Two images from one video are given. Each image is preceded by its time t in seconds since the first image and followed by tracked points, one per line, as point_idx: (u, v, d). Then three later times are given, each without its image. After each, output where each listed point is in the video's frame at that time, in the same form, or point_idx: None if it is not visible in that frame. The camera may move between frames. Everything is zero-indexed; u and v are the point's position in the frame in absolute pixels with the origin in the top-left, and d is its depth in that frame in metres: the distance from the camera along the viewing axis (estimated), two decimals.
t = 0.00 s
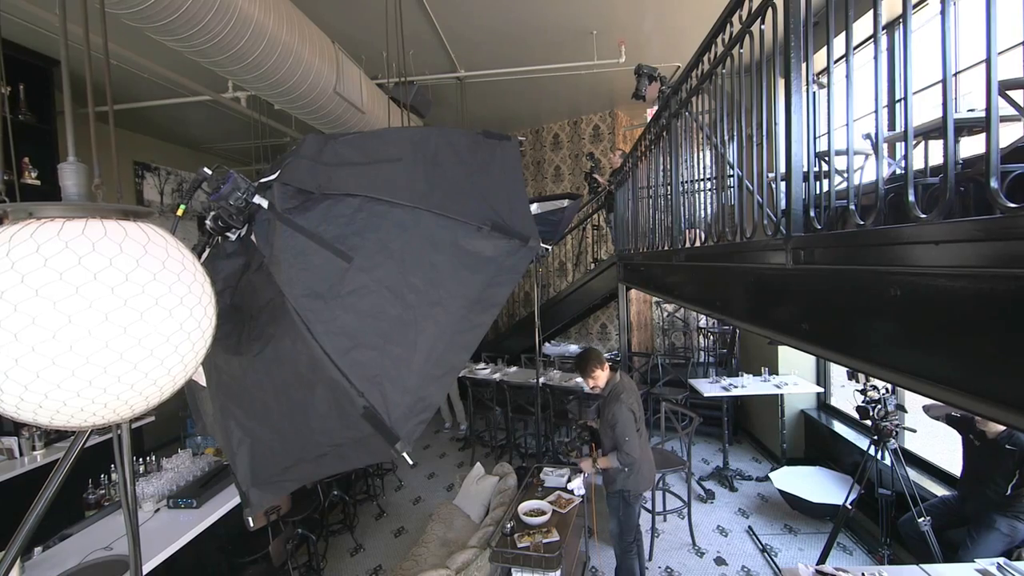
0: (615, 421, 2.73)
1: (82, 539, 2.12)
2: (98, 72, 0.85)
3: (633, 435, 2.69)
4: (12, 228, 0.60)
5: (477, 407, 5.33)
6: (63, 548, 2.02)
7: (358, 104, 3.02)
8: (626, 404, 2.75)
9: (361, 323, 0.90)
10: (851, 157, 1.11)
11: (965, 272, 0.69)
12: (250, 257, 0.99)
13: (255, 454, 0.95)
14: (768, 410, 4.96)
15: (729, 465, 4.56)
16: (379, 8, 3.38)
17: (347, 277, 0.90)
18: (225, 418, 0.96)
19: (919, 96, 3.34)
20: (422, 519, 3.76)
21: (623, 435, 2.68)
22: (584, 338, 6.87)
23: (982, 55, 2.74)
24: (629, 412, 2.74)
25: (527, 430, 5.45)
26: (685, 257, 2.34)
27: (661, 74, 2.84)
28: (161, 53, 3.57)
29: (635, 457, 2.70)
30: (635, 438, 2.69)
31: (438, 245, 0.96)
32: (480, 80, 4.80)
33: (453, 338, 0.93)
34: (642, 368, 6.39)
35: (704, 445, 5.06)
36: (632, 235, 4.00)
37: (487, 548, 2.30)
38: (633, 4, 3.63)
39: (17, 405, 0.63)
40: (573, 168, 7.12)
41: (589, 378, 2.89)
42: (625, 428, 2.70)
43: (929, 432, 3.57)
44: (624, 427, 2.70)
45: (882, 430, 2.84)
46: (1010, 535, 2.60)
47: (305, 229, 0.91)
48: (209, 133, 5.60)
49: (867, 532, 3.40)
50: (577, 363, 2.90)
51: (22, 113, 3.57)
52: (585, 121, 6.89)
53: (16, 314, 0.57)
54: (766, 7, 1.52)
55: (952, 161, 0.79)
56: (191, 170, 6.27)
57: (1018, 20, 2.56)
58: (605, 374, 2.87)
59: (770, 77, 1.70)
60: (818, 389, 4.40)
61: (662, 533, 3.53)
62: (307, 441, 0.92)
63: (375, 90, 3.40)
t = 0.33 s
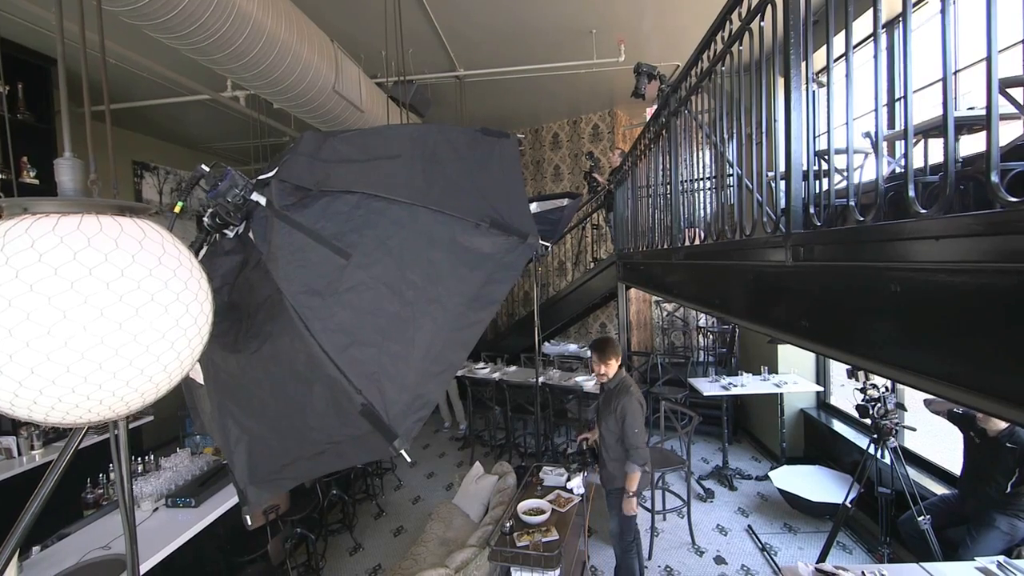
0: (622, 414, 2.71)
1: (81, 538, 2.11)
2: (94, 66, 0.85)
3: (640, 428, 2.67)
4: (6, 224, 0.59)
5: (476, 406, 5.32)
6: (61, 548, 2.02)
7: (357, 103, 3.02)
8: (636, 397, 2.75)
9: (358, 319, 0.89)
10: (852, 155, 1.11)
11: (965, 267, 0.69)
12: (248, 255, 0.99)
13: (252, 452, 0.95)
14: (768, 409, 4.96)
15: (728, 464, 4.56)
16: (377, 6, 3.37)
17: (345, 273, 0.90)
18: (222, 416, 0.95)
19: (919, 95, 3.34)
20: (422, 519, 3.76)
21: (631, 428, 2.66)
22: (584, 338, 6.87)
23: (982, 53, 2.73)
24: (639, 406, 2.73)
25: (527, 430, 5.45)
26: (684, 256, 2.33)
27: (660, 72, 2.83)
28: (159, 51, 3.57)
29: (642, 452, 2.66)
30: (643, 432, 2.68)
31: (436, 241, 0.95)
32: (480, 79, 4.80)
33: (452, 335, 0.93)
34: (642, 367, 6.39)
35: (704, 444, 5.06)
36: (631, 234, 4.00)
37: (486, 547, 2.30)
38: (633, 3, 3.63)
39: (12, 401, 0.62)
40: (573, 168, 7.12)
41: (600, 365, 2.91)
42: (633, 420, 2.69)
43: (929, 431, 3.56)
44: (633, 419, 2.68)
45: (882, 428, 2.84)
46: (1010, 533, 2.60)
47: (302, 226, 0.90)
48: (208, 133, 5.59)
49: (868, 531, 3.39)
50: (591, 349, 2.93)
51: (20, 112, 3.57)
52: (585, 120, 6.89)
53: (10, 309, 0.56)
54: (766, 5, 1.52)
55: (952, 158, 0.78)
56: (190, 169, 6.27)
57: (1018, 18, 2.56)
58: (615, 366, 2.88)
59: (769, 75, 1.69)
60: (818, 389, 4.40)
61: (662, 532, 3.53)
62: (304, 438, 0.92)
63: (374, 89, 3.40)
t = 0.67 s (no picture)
0: (625, 413, 2.71)
1: (78, 536, 2.11)
2: (88, 57, 0.84)
3: (643, 427, 2.68)
4: None
5: (476, 405, 5.32)
6: (59, 545, 2.01)
7: (355, 100, 3.01)
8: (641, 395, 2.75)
9: (356, 312, 0.88)
10: (851, 154, 1.10)
11: (967, 257, 0.69)
12: (244, 248, 0.98)
13: (248, 447, 0.94)
14: (768, 407, 4.95)
15: (728, 463, 4.56)
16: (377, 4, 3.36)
17: (342, 266, 0.89)
18: (217, 410, 0.95)
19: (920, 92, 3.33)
20: (421, 518, 3.75)
21: (638, 423, 2.67)
22: (583, 336, 6.86)
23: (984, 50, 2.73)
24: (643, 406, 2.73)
25: (526, 429, 5.44)
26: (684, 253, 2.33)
27: (660, 68, 2.82)
28: (157, 48, 3.56)
29: (644, 451, 2.66)
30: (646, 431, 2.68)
31: (434, 234, 0.94)
32: (479, 77, 4.79)
33: (450, 328, 0.92)
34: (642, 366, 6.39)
35: (704, 443, 5.05)
36: (631, 231, 3.99)
37: (486, 544, 2.29)
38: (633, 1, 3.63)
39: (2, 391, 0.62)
40: (573, 166, 7.12)
41: (603, 359, 2.91)
42: (637, 419, 2.68)
43: (930, 430, 3.56)
44: (636, 417, 2.69)
45: (882, 426, 2.82)
46: (1010, 531, 2.60)
47: (299, 219, 0.90)
48: (207, 131, 5.59)
49: (868, 529, 3.39)
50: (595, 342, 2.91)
51: (18, 110, 3.56)
52: (584, 119, 6.89)
53: None
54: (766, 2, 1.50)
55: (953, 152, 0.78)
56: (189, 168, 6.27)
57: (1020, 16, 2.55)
58: (617, 363, 2.88)
59: (770, 73, 1.68)
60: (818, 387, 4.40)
61: (662, 531, 3.52)
62: (301, 432, 0.91)
63: (372, 86, 3.41)
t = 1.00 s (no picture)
0: (626, 410, 2.69)
1: (75, 532, 2.09)
2: (88, 53, 0.85)
3: (643, 424, 2.65)
4: None
5: (475, 403, 5.31)
6: (55, 542, 2.00)
7: (354, 96, 3.00)
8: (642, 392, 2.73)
9: (353, 302, 0.87)
10: (854, 150, 1.09)
11: (974, 241, 0.67)
12: (240, 237, 0.97)
13: (244, 438, 0.93)
14: (768, 406, 4.95)
15: (728, 460, 4.54)
16: None
17: (338, 255, 0.88)
18: (213, 401, 0.94)
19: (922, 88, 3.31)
20: (419, 516, 3.73)
21: (636, 419, 2.65)
22: (583, 335, 6.85)
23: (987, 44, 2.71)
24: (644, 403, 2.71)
25: (526, 427, 5.43)
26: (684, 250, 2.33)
27: (660, 64, 2.81)
28: (156, 43, 3.54)
29: (642, 449, 2.65)
30: (645, 428, 2.66)
31: (431, 223, 0.93)
32: (479, 74, 4.78)
33: (447, 318, 0.91)
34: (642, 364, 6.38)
35: (704, 441, 5.04)
36: (631, 228, 3.98)
37: (485, 541, 2.27)
38: None
39: None
40: (572, 164, 7.11)
41: (603, 354, 2.89)
42: (637, 416, 2.66)
43: (931, 427, 3.55)
44: (636, 414, 2.66)
45: (884, 423, 2.83)
46: (1013, 527, 2.59)
47: (295, 207, 0.89)
48: (205, 129, 5.59)
49: (868, 527, 3.38)
50: (596, 337, 2.89)
51: (16, 106, 3.55)
52: (584, 117, 6.89)
53: None
54: None
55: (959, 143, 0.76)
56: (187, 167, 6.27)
57: None
58: (617, 359, 2.86)
59: (770, 69, 1.67)
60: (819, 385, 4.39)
61: (662, 529, 3.50)
62: (297, 423, 0.90)
63: (371, 82, 3.43)
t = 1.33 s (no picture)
0: (626, 405, 2.67)
1: (71, 528, 2.08)
2: (80, 31, 0.83)
3: (643, 420, 2.65)
4: None
5: (475, 401, 5.29)
6: (50, 537, 1.98)
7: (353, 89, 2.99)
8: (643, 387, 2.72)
9: (349, 287, 0.85)
10: (855, 145, 1.08)
11: (983, 218, 0.66)
12: (235, 223, 0.96)
13: (238, 427, 0.92)
14: (768, 403, 4.95)
15: (729, 458, 4.52)
16: None
17: (335, 240, 0.87)
18: (208, 390, 0.93)
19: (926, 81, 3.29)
20: (419, 513, 3.72)
21: (637, 414, 2.64)
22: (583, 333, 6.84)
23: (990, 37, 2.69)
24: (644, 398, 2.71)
25: (526, 425, 5.42)
26: (684, 245, 2.33)
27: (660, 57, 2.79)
28: (154, 37, 3.53)
29: (643, 445, 2.64)
30: (646, 424, 2.65)
31: (429, 207, 0.91)
32: (479, 70, 4.77)
33: (445, 304, 0.89)
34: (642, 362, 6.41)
35: (704, 439, 5.02)
36: (631, 226, 3.97)
37: (484, 537, 2.26)
38: None
39: None
40: (572, 162, 7.10)
41: (603, 348, 2.87)
42: (637, 412, 2.65)
43: (934, 424, 3.53)
44: (637, 409, 2.66)
45: (885, 418, 2.80)
46: (1016, 523, 2.58)
47: (291, 192, 0.88)
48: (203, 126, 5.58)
49: (870, 524, 3.36)
50: (597, 330, 2.87)
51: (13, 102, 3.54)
52: (584, 114, 6.89)
53: None
54: None
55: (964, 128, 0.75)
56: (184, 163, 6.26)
57: None
58: (617, 354, 2.84)
59: (772, 65, 1.67)
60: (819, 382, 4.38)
61: (662, 526, 3.49)
62: (292, 411, 0.89)
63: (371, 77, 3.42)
